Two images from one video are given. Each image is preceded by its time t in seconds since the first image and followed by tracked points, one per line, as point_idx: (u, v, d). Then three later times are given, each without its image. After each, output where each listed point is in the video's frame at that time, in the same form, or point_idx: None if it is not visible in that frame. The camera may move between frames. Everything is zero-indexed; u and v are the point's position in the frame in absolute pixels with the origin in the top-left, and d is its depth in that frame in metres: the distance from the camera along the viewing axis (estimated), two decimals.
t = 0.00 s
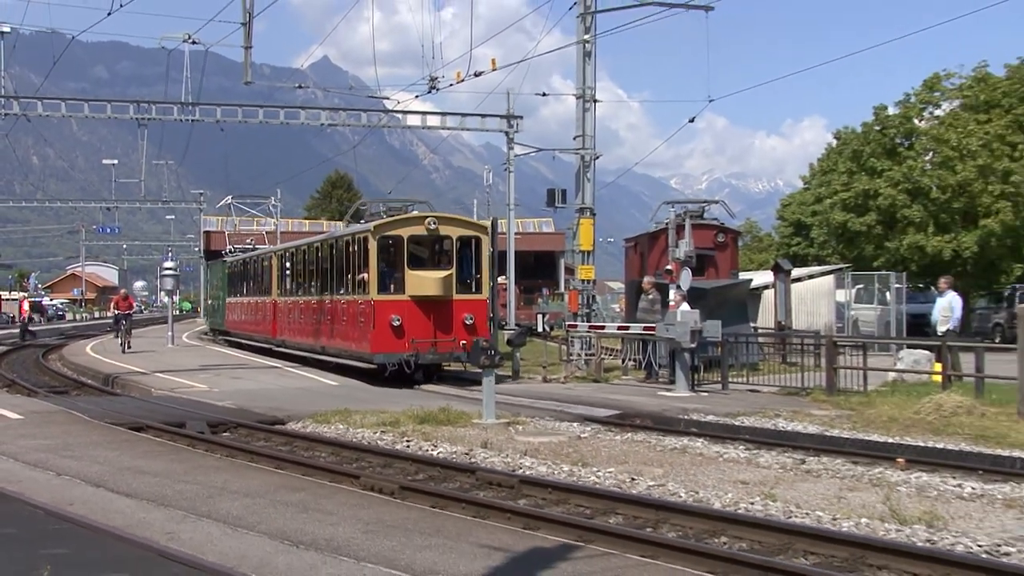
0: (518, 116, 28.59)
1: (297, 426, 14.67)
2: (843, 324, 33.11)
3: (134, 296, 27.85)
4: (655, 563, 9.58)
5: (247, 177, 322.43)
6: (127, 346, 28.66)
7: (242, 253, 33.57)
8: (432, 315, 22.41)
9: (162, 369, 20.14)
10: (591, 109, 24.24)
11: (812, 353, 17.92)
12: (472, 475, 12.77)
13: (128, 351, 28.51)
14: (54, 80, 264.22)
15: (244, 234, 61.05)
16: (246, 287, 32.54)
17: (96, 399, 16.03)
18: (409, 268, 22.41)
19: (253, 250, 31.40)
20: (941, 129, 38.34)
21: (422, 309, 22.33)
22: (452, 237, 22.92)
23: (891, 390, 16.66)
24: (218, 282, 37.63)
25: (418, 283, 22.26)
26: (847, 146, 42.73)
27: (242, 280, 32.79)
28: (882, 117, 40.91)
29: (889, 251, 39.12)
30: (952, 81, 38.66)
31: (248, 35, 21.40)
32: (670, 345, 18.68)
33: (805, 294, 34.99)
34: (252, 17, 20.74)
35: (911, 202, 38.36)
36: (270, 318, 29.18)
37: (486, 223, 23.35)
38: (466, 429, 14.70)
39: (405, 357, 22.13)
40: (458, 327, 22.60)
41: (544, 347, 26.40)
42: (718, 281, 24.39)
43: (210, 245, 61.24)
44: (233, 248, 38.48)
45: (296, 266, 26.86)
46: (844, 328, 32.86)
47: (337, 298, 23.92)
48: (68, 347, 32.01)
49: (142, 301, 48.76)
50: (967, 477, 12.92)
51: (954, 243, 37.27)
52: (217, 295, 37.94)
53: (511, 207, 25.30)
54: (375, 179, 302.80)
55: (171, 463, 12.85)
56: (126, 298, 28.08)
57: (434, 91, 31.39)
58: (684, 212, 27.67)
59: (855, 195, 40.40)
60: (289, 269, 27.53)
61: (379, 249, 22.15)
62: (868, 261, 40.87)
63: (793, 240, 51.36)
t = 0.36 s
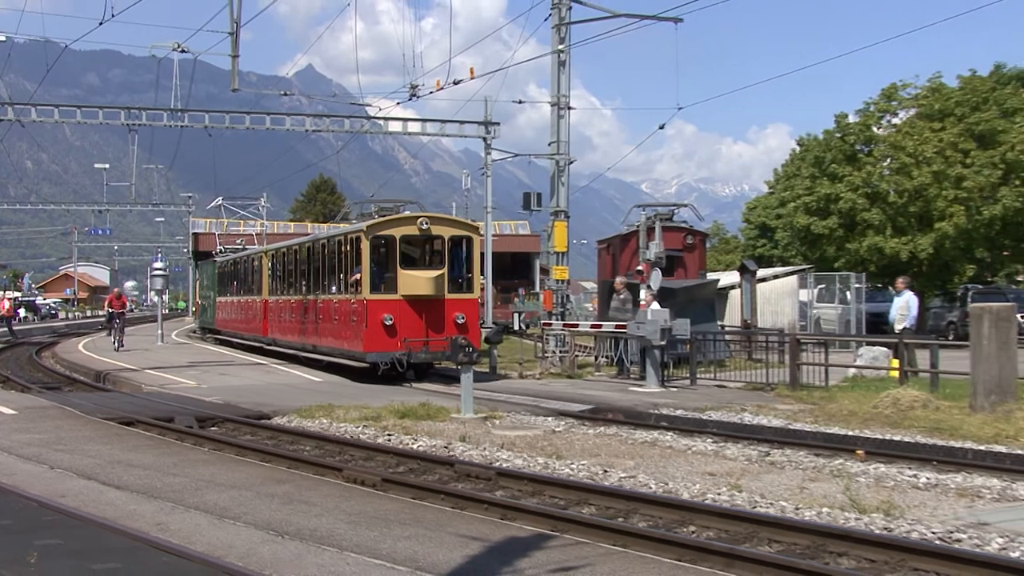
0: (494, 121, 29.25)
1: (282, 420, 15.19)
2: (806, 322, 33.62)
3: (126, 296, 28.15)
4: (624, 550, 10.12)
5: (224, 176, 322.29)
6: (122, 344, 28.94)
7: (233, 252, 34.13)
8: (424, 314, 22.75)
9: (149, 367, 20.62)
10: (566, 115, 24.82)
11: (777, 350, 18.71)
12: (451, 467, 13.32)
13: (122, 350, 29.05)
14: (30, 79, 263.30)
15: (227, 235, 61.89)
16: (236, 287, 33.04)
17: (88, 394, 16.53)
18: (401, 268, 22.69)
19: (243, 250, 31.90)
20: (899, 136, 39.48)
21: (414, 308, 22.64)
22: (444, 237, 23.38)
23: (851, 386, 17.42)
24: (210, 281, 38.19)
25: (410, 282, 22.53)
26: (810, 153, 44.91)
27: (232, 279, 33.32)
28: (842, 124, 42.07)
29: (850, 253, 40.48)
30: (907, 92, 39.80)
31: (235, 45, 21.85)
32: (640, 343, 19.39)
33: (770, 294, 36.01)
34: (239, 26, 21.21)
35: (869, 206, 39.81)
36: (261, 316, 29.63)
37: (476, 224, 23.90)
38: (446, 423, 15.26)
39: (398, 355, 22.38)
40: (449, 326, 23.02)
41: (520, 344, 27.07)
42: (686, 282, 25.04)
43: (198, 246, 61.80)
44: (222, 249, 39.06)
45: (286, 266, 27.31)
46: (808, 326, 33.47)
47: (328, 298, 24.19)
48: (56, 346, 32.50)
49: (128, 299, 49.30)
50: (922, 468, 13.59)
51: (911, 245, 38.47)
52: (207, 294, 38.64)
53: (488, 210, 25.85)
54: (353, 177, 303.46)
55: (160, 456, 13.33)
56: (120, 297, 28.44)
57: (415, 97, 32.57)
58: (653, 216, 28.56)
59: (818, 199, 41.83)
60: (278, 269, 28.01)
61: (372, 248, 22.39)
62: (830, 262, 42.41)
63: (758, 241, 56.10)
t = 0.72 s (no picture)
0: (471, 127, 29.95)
1: (267, 416, 15.73)
2: (771, 321, 34.29)
3: (121, 295, 28.32)
4: (596, 540, 10.61)
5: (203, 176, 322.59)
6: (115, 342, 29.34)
7: (224, 252, 34.77)
8: (417, 313, 22.81)
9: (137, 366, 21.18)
10: (541, 122, 25.41)
11: (742, 347, 19.27)
12: (430, 460, 13.87)
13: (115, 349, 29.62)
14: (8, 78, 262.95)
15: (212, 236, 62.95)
16: (227, 286, 33.68)
17: (79, 390, 17.08)
18: (394, 268, 22.72)
19: (235, 249, 32.47)
20: (858, 144, 43.53)
21: (407, 308, 22.72)
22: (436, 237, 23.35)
23: (814, 380, 18.26)
24: (200, 280, 38.89)
25: (403, 282, 22.55)
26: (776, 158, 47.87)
27: (223, 279, 33.99)
28: (805, 132, 46.06)
29: (813, 253, 44.32)
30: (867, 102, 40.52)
31: (222, 53, 22.34)
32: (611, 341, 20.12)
33: (735, 294, 36.81)
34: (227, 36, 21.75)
35: (831, 209, 43.65)
36: (252, 316, 30.14)
37: (469, 224, 23.85)
38: (425, 418, 15.84)
39: (390, 355, 22.49)
40: (442, 326, 23.04)
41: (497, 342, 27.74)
42: (656, 282, 25.81)
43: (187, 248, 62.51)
44: (214, 249, 39.73)
45: (276, 266, 27.80)
46: (773, 325, 34.21)
47: (321, 297, 24.41)
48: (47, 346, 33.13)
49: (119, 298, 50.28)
50: (880, 459, 14.26)
51: (870, 247, 42.46)
52: (198, 294, 39.41)
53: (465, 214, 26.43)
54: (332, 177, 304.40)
55: (149, 450, 13.84)
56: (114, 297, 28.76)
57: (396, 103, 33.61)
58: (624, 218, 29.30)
59: (782, 202, 45.81)
60: (269, 269, 28.52)
61: (364, 248, 22.45)
62: (793, 263, 46.22)
63: (725, 244, 59.81)
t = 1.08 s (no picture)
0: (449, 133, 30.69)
1: (253, 411, 16.31)
2: (738, 319, 37.14)
3: (115, 295, 28.52)
4: (570, 529, 10.98)
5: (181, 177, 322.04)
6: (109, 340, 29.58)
7: (215, 253, 35.34)
8: (411, 312, 23.08)
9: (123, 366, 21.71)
10: (517, 128, 26.03)
11: (710, 344, 20.06)
12: (410, 454, 14.42)
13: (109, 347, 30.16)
14: None
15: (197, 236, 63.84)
16: (217, 285, 34.33)
17: (71, 388, 17.65)
18: (388, 267, 23.00)
19: (225, 249, 33.01)
20: (820, 150, 44.82)
21: (400, 307, 22.97)
22: (429, 237, 23.68)
23: (778, 376, 19.10)
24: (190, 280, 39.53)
25: (398, 281, 22.85)
26: (738, 165, 48.91)
27: (213, 278, 34.64)
28: (769, 138, 46.65)
29: (778, 255, 45.56)
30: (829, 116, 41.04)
31: (208, 61, 22.90)
32: (584, 339, 20.86)
33: (704, 293, 37.23)
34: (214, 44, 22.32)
35: (795, 212, 44.92)
36: (244, 315, 30.67)
37: (462, 224, 24.22)
38: (405, 413, 16.44)
39: (385, 353, 22.76)
40: (435, 324, 23.36)
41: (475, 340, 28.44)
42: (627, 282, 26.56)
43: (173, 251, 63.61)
44: (204, 249, 40.37)
45: (267, 265, 28.28)
46: (740, 322, 37.23)
47: (314, 296, 24.68)
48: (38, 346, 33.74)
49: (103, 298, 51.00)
50: (841, 451, 14.88)
51: (831, 249, 43.80)
52: (188, 293, 40.11)
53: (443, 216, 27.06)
54: (311, 178, 304.59)
55: (139, 444, 14.39)
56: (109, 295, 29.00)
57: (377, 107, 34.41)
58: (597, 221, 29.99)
59: (747, 206, 46.39)
60: (260, 268, 29.02)
61: (358, 247, 22.72)
62: (758, 264, 47.13)
63: (694, 245, 61.66)
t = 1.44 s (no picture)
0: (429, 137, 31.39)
1: (241, 407, 16.95)
2: (707, 318, 38.10)
3: (107, 294, 28.71)
4: (546, 520, 11.24)
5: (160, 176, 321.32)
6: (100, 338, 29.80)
7: (207, 252, 35.97)
8: (406, 311, 23.37)
9: (112, 365, 22.22)
10: (495, 134, 26.64)
11: (680, 341, 20.99)
12: (391, 448, 14.96)
13: (103, 347, 30.67)
14: None
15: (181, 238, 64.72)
16: (208, 284, 34.99)
17: (65, 387, 18.30)
18: (384, 266, 23.23)
19: (217, 249, 33.62)
20: (785, 155, 45.84)
21: (396, 306, 23.26)
22: (425, 236, 23.91)
23: (745, 373, 19.95)
24: (183, 279, 40.16)
25: (394, 280, 23.09)
26: (708, 169, 50.02)
27: (205, 277, 35.29)
28: (737, 144, 47.71)
29: (744, 256, 46.47)
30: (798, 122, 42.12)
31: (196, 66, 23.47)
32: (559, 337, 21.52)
33: (673, 293, 38.11)
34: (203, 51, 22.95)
35: (761, 215, 45.95)
36: (236, 314, 31.19)
37: (458, 222, 24.46)
38: (387, 408, 17.06)
39: (381, 352, 23.06)
40: (431, 323, 23.65)
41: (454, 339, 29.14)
42: (601, 282, 27.26)
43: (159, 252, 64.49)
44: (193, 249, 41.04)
45: (258, 266, 28.80)
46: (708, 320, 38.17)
47: (308, 295, 24.95)
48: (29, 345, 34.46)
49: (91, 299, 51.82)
50: (805, 444, 15.47)
51: (796, 250, 44.78)
52: (179, 292, 40.83)
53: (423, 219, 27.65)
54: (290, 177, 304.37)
55: (130, 439, 15.00)
56: (102, 294, 29.19)
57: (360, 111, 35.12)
58: (572, 223, 30.61)
59: (716, 209, 47.29)
60: (251, 269, 29.53)
61: (355, 246, 22.90)
62: (726, 265, 47.95)
63: (664, 246, 63.53)
